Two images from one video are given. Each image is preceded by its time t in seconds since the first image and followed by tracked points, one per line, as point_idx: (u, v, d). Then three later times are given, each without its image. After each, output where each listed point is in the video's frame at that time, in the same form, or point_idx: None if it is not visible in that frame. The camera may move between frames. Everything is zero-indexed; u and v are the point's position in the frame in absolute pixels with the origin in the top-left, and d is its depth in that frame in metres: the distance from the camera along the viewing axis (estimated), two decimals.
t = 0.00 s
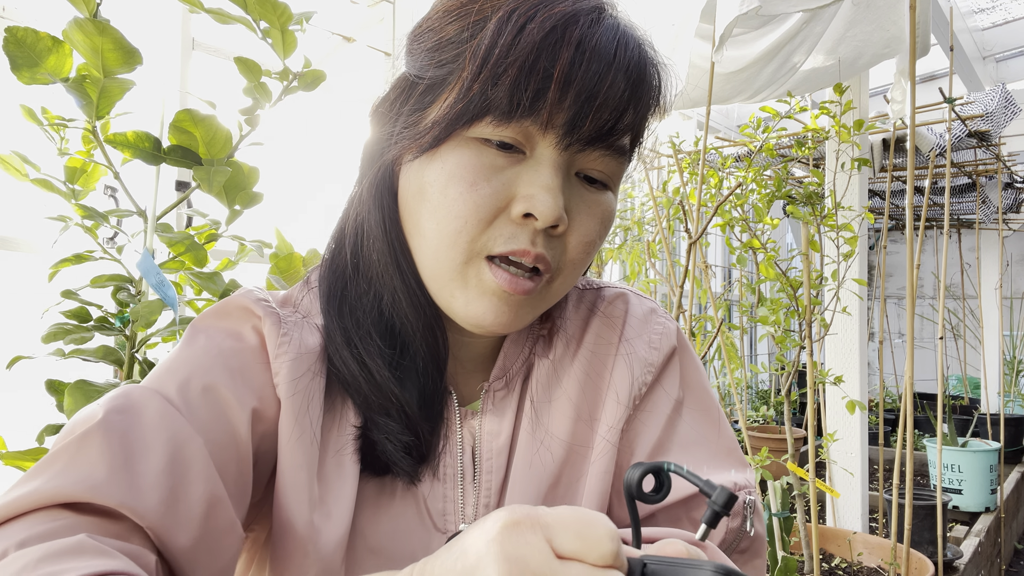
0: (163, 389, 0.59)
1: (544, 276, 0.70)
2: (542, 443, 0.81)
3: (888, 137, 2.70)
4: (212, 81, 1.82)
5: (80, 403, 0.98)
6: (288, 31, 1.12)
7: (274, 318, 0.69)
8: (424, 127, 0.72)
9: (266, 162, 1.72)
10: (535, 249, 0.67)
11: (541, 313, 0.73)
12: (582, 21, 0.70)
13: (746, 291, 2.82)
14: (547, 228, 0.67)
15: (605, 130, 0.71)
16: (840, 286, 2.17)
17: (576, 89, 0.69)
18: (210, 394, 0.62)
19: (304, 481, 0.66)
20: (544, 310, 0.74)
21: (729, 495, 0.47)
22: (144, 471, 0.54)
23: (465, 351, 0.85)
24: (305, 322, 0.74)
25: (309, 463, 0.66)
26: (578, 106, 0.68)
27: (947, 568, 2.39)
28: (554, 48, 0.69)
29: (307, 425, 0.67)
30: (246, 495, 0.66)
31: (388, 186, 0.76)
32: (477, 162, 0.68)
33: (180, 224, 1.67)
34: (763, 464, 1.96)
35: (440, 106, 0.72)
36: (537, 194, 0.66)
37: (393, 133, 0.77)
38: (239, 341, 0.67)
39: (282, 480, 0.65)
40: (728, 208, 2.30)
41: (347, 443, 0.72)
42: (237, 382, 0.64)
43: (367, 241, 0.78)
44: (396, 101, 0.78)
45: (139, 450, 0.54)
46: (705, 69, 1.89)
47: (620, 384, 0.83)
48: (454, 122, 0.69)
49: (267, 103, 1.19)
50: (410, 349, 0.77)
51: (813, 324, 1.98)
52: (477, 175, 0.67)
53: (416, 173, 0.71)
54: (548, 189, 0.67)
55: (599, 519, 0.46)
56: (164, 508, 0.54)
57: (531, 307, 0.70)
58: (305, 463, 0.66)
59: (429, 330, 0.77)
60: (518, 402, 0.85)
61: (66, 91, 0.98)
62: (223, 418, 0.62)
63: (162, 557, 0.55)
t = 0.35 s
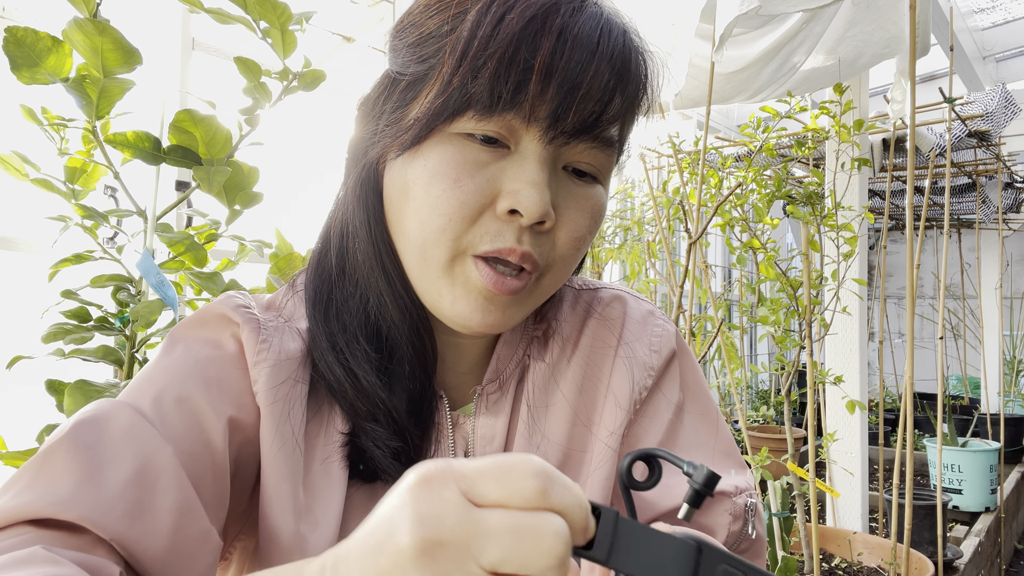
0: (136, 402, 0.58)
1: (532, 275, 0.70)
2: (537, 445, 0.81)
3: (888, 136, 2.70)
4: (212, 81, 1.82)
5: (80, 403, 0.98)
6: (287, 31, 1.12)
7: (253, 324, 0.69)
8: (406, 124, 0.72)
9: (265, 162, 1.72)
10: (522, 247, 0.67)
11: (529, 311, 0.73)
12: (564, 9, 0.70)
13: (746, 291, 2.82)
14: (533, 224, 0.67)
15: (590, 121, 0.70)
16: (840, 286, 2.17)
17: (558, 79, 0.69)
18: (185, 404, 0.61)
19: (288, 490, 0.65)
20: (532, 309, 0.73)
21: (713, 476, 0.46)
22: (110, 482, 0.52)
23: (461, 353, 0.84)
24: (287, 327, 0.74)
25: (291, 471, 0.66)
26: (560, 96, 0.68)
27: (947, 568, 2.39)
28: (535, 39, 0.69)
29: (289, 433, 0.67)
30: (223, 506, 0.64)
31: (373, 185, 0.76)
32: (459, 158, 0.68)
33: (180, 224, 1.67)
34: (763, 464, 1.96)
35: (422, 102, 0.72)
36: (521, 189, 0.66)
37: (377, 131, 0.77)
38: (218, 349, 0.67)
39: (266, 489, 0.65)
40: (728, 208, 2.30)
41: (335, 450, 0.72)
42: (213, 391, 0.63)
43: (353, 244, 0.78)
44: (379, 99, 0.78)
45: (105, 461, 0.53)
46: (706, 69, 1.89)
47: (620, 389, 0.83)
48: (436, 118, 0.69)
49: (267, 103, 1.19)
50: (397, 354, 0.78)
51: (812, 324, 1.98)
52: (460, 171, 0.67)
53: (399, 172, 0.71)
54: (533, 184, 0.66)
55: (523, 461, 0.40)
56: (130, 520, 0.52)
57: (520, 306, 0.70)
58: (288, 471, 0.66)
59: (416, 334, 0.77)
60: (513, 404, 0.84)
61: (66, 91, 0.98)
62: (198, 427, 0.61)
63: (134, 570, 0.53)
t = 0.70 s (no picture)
0: (135, 408, 0.58)
1: (525, 274, 0.70)
2: (536, 449, 0.81)
3: (888, 136, 2.70)
4: (211, 81, 1.82)
5: (80, 403, 0.98)
6: (287, 31, 1.12)
7: (249, 328, 0.69)
8: (395, 124, 0.72)
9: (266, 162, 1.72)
10: (512, 248, 0.67)
11: (524, 311, 0.72)
12: (550, 4, 0.70)
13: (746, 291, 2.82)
14: (525, 224, 0.67)
15: (581, 116, 0.70)
16: (840, 285, 2.17)
17: (546, 74, 0.69)
18: (185, 408, 0.61)
19: (287, 496, 0.65)
20: (528, 309, 0.73)
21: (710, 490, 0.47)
22: (113, 487, 0.52)
23: (460, 354, 0.85)
24: (283, 330, 0.74)
25: (290, 477, 0.66)
26: (549, 92, 0.68)
27: (947, 568, 2.39)
28: (521, 35, 0.69)
29: (286, 438, 0.67)
30: (223, 512, 0.64)
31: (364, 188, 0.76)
32: (449, 158, 0.67)
33: (180, 224, 1.67)
34: (763, 464, 1.96)
35: (410, 102, 0.72)
36: (513, 189, 0.66)
37: (366, 132, 0.77)
38: (216, 353, 0.67)
39: (264, 495, 0.65)
40: (728, 208, 2.30)
41: (332, 456, 0.72)
42: (212, 395, 0.63)
43: (344, 248, 0.78)
44: (368, 100, 0.78)
45: (106, 467, 0.53)
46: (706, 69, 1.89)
47: (620, 392, 0.83)
48: (423, 119, 0.69)
49: (267, 103, 1.19)
50: (392, 359, 0.78)
51: (813, 324, 1.98)
52: (450, 172, 0.67)
53: (390, 175, 0.71)
54: (524, 183, 0.66)
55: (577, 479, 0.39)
56: (135, 524, 0.51)
57: (514, 307, 0.70)
58: (286, 477, 0.66)
59: (410, 336, 0.78)
60: (511, 407, 0.84)
61: (66, 91, 0.98)
62: (198, 432, 0.61)
63: None
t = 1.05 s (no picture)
0: (134, 409, 0.58)
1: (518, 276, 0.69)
2: (533, 449, 0.81)
3: (888, 136, 2.70)
4: (212, 81, 1.82)
5: (81, 403, 0.98)
6: (287, 31, 1.12)
7: (243, 329, 0.69)
8: (379, 127, 0.72)
9: (266, 162, 1.72)
10: (501, 252, 0.66)
11: (516, 312, 0.72)
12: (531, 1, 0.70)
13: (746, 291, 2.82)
14: (512, 226, 0.67)
15: (565, 113, 0.70)
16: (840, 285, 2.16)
17: (528, 73, 0.69)
18: (183, 409, 0.61)
19: (282, 497, 0.65)
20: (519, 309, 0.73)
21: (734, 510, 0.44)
22: (116, 487, 0.52)
23: (453, 356, 0.84)
24: (275, 332, 0.75)
25: (286, 479, 0.66)
26: (531, 90, 0.68)
27: (947, 568, 2.39)
28: (502, 34, 0.69)
29: (279, 441, 0.67)
30: (221, 512, 0.64)
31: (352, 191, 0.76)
32: (434, 161, 0.68)
33: (180, 224, 1.67)
34: (763, 464, 1.96)
35: (393, 104, 0.72)
36: (498, 191, 0.66)
37: (351, 134, 0.77)
38: (212, 354, 0.67)
39: (261, 495, 0.65)
40: (728, 208, 2.30)
41: (326, 459, 0.72)
42: (209, 396, 0.63)
43: (334, 251, 0.78)
44: (353, 101, 0.78)
45: (107, 467, 0.53)
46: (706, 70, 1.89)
47: (616, 393, 0.83)
48: (406, 121, 0.69)
49: (267, 103, 1.19)
50: (385, 362, 0.78)
51: (812, 324, 1.98)
52: (436, 175, 0.67)
53: (376, 177, 0.71)
54: (510, 184, 0.66)
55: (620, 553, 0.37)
56: (139, 524, 0.52)
57: (504, 310, 0.70)
58: (282, 479, 0.66)
59: (402, 338, 0.78)
60: (505, 406, 0.85)
61: (66, 91, 0.98)
62: (196, 431, 0.61)
63: None
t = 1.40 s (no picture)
0: (126, 408, 0.58)
1: (509, 277, 0.70)
2: (529, 450, 0.81)
3: (888, 136, 2.70)
4: (212, 81, 1.82)
5: (80, 404, 0.98)
6: (287, 31, 1.12)
7: (237, 331, 0.69)
8: (372, 128, 0.71)
9: (265, 162, 1.72)
10: (496, 250, 0.67)
11: (510, 313, 0.72)
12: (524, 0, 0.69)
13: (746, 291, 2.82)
14: (506, 225, 0.67)
15: (558, 113, 0.70)
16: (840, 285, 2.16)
17: (521, 73, 0.68)
18: (176, 409, 0.61)
19: (275, 498, 0.66)
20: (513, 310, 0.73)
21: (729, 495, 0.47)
22: (107, 486, 0.52)
23: (448, 357, 0.84)
24: (270, 334, 0.75)
25: (279, 480, 0.66)
26: (524, 91, 0.68)
27: (947, 568, 2.39)
28: (495, 34, 0.69)
29: (274, 442, 0.67)
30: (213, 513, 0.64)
31: (345, 192, 0.76)
32: (427, 162, 0.68)
33: (180, 224, 1.67)
34: (763, 464, 1.95)
35: (386, 105, 0.71)
36: (492, 190, 0.66)
37: (345, 135, 0.77)
38: (206, 356, 0.67)
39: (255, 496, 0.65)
40: (728, 208, 2.30)
41: (320, 461, 0.72)
42: (202, 397, 0.63)
43: (327, 252, 0.78)
44: (347, 101, 0.78)
45: (98, 466, 0.53)
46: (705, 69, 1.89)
47: (612, 393, 0.83)
48: (399, 122, 0.69)
49: (267, 103, 1.19)
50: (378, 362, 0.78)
51: (812, 324, 1.98)
52: (429, 176, 0.67)
53: (369, 178, 0.71)
54: (503, 184, 0.66)
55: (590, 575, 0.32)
56: (129, 523, 0.52)
57: (498, 310, 0.70)
58: (275, 481, 0.66)
59: (396, 339, 0.78)
60: (502, 407, 0.84)
61: (66, 91, 0.98)
62: (189, 432, 0.61)
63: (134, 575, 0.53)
